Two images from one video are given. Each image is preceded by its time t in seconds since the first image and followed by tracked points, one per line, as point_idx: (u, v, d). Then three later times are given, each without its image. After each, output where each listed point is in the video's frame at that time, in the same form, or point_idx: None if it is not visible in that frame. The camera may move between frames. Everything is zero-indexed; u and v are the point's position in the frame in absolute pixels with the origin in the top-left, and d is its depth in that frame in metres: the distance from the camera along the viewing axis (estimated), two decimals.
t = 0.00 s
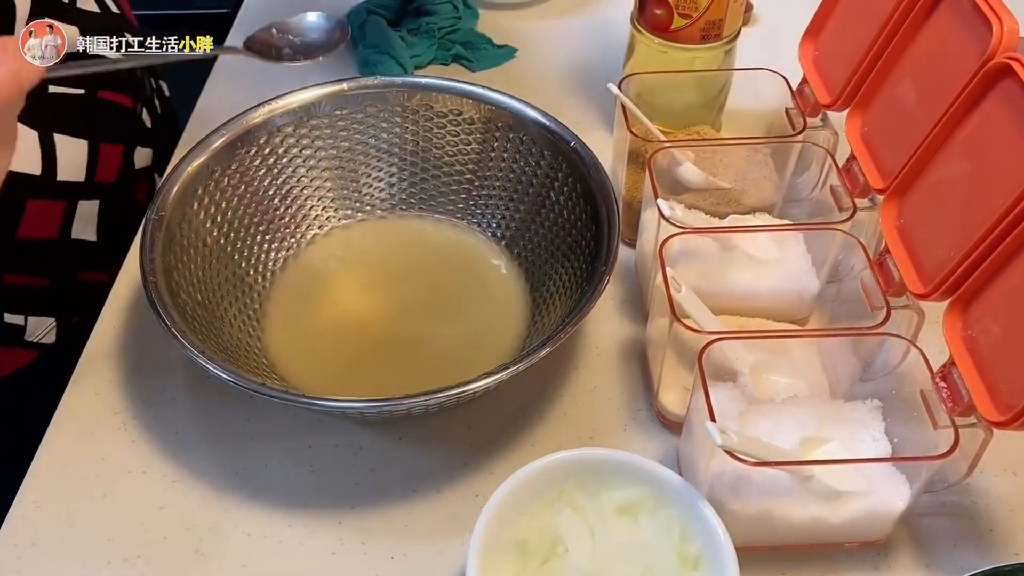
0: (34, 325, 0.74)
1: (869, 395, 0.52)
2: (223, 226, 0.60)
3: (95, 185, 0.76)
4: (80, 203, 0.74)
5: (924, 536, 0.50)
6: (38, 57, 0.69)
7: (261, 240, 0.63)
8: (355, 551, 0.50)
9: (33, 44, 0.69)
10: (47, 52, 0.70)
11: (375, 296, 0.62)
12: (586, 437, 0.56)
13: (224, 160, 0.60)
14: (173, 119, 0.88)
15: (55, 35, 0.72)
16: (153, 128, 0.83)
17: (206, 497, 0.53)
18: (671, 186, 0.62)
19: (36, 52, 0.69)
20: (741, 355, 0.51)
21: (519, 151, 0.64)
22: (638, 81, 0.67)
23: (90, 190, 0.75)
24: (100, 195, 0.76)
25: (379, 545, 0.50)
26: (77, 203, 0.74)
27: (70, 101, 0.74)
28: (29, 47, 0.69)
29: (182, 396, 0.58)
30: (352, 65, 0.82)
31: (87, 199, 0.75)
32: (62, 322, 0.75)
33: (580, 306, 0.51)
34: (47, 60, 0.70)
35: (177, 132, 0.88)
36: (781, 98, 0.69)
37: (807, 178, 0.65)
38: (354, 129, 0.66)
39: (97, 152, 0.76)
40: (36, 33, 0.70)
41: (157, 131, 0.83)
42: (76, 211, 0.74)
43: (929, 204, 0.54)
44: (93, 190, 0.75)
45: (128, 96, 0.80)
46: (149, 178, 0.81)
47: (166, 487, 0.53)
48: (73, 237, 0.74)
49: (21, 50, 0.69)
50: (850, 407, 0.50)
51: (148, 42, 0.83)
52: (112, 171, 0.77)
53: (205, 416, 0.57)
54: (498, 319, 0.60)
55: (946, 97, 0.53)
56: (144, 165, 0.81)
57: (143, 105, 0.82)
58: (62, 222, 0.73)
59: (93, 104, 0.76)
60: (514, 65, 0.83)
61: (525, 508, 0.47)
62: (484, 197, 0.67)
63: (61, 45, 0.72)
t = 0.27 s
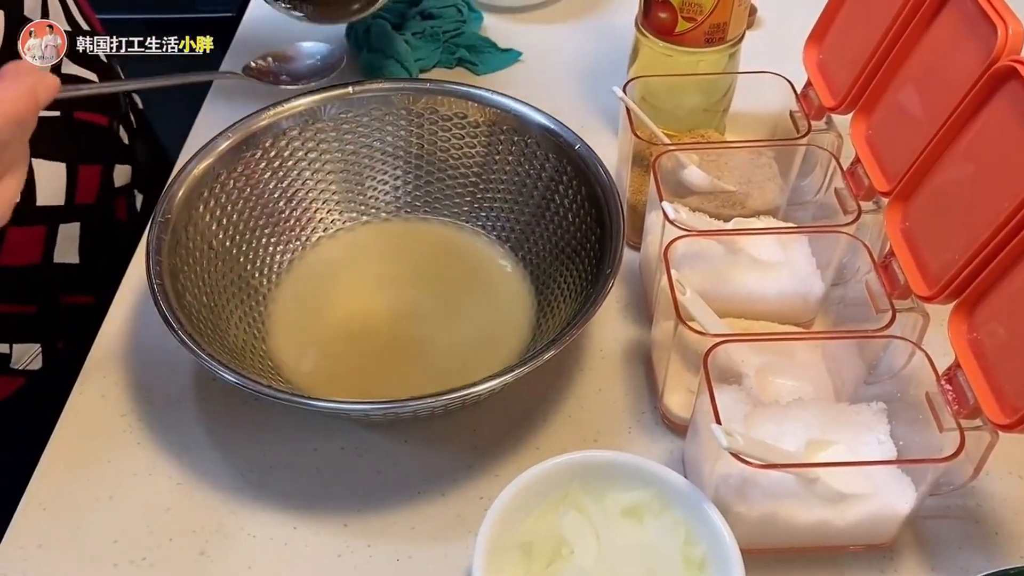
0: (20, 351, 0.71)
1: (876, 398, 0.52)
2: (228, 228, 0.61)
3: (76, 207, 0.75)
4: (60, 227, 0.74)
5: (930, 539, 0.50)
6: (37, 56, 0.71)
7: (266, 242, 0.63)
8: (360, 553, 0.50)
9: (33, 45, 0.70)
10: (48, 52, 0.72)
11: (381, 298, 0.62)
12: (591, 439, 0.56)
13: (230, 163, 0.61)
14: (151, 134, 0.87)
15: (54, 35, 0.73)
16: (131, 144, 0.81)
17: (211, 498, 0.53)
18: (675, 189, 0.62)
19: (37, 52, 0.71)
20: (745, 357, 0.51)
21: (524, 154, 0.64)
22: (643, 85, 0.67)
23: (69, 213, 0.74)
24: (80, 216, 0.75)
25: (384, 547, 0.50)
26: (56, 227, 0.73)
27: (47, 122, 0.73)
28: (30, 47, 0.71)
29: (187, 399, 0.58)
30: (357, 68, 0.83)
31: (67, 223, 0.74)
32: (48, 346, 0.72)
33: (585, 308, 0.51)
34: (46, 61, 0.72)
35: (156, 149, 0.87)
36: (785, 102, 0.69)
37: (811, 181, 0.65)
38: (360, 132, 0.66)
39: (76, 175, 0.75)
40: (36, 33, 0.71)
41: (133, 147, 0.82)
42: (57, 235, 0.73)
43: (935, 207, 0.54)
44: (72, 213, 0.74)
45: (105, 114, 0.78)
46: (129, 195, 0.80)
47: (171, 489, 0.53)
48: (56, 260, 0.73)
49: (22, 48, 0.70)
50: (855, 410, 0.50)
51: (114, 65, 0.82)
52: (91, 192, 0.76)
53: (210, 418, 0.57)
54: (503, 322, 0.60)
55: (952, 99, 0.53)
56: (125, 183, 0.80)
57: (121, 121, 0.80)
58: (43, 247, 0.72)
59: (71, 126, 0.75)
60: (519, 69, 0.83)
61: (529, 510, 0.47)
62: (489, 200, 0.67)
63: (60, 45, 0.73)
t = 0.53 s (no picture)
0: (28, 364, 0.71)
1: (881, 404, 0.52)
2: (236, 236, 0.61)
3: (83, 220, 0.73)
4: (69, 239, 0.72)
5: (936, 545, 0.50)
6: (37, 57, 0.68)
7: (274, 250, 0.64)
8: (368, 560, 0.50)
9: (38, 57, 0.68)
10: (48, 52, 0.69)
11: (388, 304, 0.62)
12: (597, 445, 0.56)
13: (238, 171, 0.61)
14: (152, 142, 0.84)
15: (55, 35, 0.69)
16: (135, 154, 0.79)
17: (220, 503, 0.53)
18: (681, 196, 0.63)
19: (37, 52, 0.68)
20: (752, 363, 0.51)
21: (530, 162, 0.65)
22: (648, 92, 0.68)
23: (78, 225, 0.73)
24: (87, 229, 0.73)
25: (392, 552, 0.51)
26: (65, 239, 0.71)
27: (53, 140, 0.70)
28: (29, 47, 0.67)
29: (196, 404, 0.59)
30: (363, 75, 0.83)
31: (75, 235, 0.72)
32: (57, 359, 0.72)
33: (591, 316, 0.51)
34: (47, 61, 0.68)
35: (158, 156, 0.83)
36: (789, 109, 0.70)
37: (816, 188, 0.65)
38: (367, 140, 0.66)
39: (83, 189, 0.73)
40: (36, 33, 0.67)
41: (138, 158, 0.79)
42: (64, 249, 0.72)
43: (939, 215, 0.54)
44: (81, 225, 0.73)
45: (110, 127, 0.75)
46: (135, 204, 0.78)
47: (180, 495, 0.54)
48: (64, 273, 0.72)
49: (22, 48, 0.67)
50: (861, 417, 0.51)
51: (116, 75, 0.78)
52: (99, 205, 0.74)
53: (218, 424, 0.57)
54: (509, 328, 0.61)
55: (955, 108, 0.54)
56: (131, 193, 0.77)
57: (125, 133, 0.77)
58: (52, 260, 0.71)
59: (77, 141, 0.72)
60: (524, 76, 0.84)
61: (536, 516, 0.47)
62: (495, 207, 0.67)
63: (61, 45, 0.70)
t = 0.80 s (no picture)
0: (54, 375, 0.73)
1: (879, 417, 0.54)
2: (253, 252, 0.63)
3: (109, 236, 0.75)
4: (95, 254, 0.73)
5: (931, 554, 0.52)
6: (38, 56, 0.68)
7: (289, 265, 0.66)
8: (381, 567, 0.52)
9: (65, 81, 0.70)
10: (47, 52, 0.69)
11: (401, 318, 0.64)
12: (603, 457, 0.58)
13: (254, 190, 0.63)
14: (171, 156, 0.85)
15: (55, 35, 0.69)
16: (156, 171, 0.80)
17: (237, 512, 0.55)
18: (683, 214, 0.65)
19: (37, 52, 0.68)
20: (752, 378, 0.53)
21: (537, 180, 0.67)
22: (652, 112, 0.69)
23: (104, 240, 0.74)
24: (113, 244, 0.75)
25: (404, 560, 0.53)
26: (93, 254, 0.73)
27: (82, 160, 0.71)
28: (29, 47, 0.68)
29: (213, 416, 0.60)
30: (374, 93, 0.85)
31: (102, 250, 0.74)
32: (80, 370, 0.74)
33: (596, 332, 0.53)
34: (47, 61, 0.69)
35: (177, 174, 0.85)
36: (788, 128, 0.72)
37: (815, 206, 0.67)
38: (378, 158, 0.68)
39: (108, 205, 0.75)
40: (36, 33, 0.68)
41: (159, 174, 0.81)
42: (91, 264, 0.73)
43: (932, 234, 0.56)
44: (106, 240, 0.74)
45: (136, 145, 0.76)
46: (156, 221, 0.79)
47: (199, 504, 0.55)
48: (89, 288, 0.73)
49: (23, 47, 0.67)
50: (858, 429, 0.52)
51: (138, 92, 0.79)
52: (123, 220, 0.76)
53: (235, 435, 0.59)
54: (517, 342, 0.63)
55: (948, 132, 0.56)
56: (151, 209, 0.79)
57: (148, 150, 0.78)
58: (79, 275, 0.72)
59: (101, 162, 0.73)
60: (530, 93, 0.86)
61: (543, 526, 0.49)
62: (503, 224, 0.69)
63: (61, 45, 0.70)
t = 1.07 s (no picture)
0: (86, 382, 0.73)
1: (868, 423, 0.57)
2: (271, 265, 0.66)
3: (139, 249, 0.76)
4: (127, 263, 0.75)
5: (917, 554, 0.55)
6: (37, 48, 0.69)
7: (306, 278, 0.69)
8: (394, 565, 0.55)
9: (101, 104, 0.72)
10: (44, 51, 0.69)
11: (413, 327, 0.67)
12: (605, 461, 0.60)
13: (273, 206, 0.66)
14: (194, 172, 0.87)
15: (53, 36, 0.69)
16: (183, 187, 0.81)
17: (257, 513, 0.58)
18: (682, 228, 0.67)
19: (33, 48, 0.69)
20: (747, 386, 0.56)
21: (543, 196, 0.70)
22: (652, 131, 0.72)
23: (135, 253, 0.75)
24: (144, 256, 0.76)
25: (416, 560, 0.55)
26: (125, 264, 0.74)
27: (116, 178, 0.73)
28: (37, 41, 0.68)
29: (233, 422, 0.63)
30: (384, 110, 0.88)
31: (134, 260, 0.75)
32: (110, 377, 0.74)
33: (598, 342, 0.56)
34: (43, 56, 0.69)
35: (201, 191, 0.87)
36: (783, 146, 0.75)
37: (808, 220, 0.70)
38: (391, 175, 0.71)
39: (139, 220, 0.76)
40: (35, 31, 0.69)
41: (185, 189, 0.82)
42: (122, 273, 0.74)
43: (916, 250, 0.59)
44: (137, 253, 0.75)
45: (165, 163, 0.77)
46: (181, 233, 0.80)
47: (221, 506, 0.58)
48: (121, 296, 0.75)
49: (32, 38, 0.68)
50: (848, 434, 0.55)
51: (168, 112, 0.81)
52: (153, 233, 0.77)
53: (254, 440, 0.62)
54: (524, 352, 0.66)
55: (931, 153, 0.59)
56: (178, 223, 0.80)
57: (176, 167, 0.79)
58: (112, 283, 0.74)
59: (133, 178, 0.74)
60: (535, 111, 0.89)
61: (549, 526, 0.52)
62: (510, 238, 0.72)
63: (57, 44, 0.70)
